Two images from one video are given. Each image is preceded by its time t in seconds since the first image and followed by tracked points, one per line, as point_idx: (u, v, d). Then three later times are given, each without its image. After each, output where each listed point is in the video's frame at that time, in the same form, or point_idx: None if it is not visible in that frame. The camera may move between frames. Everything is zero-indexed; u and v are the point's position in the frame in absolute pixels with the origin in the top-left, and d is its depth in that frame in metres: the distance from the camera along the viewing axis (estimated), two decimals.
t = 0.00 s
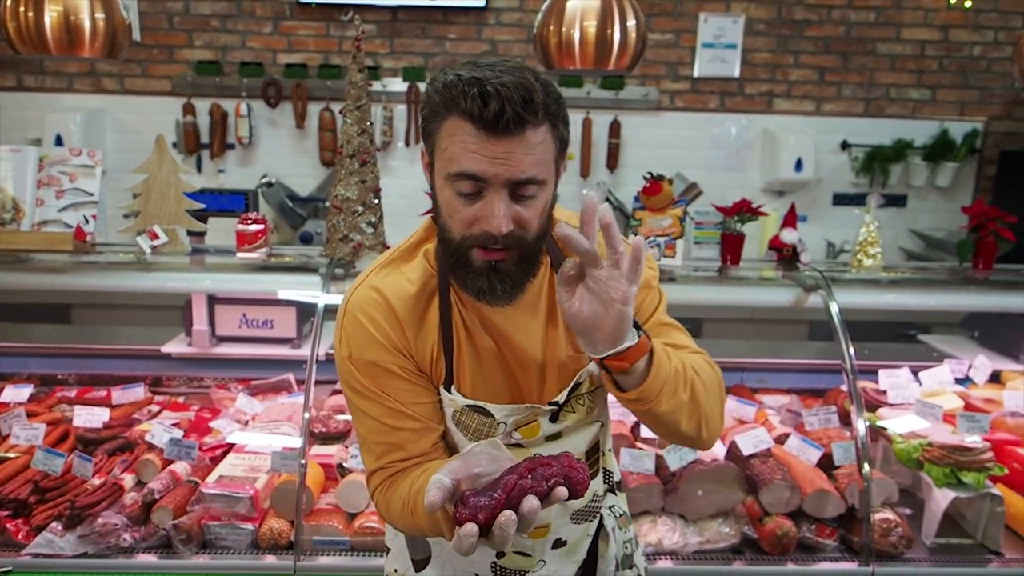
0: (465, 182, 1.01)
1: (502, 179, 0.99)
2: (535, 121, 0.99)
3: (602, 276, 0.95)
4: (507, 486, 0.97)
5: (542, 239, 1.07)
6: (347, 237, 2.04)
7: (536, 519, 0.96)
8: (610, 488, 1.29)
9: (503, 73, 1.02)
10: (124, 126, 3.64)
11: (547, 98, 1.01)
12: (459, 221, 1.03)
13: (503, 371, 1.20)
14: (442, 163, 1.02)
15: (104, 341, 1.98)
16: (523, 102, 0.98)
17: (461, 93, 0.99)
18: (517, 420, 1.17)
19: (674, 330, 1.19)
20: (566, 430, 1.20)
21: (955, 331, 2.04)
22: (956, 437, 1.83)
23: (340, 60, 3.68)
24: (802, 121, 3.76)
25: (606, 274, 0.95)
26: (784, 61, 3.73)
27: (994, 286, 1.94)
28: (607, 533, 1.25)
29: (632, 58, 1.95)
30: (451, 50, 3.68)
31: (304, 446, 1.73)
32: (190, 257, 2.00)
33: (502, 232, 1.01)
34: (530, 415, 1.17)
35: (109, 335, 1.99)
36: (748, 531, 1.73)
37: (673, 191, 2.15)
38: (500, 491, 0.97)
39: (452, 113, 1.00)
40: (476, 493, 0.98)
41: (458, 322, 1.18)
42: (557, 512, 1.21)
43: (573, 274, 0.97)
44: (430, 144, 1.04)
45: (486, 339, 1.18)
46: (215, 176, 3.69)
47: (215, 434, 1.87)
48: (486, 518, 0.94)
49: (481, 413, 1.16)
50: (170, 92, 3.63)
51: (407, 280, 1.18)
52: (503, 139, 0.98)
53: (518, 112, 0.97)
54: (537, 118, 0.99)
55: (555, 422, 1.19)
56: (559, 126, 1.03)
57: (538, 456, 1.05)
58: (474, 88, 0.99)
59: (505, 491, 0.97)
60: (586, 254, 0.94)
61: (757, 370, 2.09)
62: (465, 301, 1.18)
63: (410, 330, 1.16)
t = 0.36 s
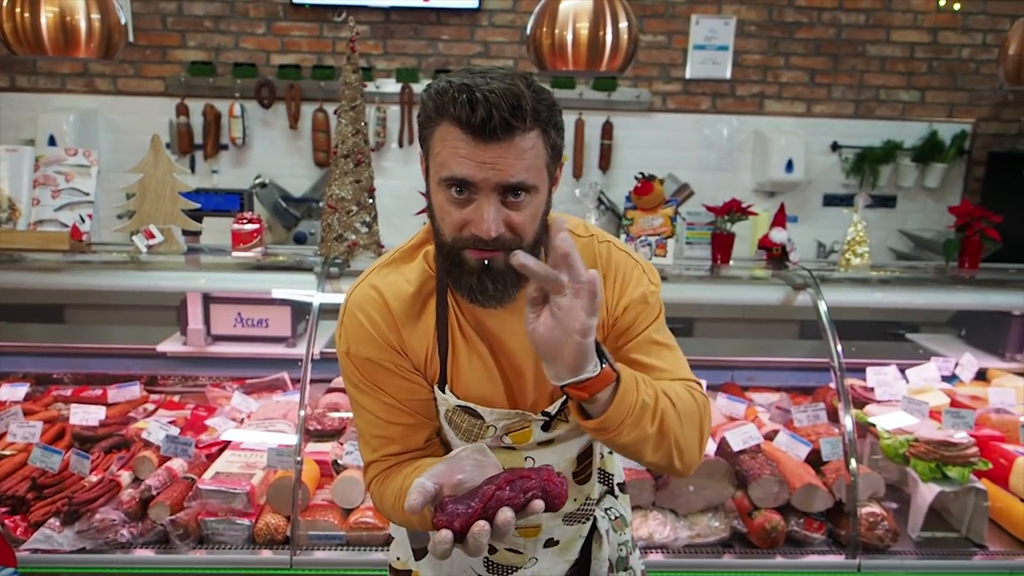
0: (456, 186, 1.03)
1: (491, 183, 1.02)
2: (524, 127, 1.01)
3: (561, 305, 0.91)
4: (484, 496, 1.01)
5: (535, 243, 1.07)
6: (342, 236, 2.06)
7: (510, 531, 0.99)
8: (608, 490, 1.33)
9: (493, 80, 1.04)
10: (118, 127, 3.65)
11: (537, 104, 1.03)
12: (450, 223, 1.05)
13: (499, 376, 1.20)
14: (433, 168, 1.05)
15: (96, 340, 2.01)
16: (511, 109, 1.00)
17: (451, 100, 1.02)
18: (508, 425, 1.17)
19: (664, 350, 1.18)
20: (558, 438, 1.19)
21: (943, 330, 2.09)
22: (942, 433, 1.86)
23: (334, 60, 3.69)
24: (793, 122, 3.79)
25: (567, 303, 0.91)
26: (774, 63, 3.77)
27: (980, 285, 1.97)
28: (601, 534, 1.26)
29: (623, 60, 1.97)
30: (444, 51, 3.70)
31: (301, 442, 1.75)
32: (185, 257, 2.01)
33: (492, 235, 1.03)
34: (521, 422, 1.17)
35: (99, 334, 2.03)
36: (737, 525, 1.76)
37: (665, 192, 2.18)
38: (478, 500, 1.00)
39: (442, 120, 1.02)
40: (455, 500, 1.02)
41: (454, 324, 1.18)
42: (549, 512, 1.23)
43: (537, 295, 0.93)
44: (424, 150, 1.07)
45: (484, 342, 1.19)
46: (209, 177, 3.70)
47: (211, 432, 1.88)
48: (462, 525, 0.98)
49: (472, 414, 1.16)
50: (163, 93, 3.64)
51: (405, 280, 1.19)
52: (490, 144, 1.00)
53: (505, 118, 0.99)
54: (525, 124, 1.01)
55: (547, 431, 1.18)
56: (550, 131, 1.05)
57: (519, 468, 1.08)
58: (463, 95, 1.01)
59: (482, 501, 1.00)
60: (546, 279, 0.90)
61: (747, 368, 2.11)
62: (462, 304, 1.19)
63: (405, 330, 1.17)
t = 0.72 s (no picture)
0: (450, 187, 1.05)
1: (484, 184, 1.03)
2: (515, 128, 1.01)
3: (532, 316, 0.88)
4: (451, 496, 1.02)
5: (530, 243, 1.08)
6: (336, 231, 2.06)
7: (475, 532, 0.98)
8: (610, 488, 1.33)
9: (486, 82, 1.05)
10: (109, 123, 3.63)
11: (528, 105, 1.03)
12: (446, 224, 1.07)
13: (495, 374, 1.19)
14: (428, 170, 1.06)
15: (89, 336, 2.03)
16: (502, 111, 1.00)
17: (443, 102, 1.02)
18: (501, 423, 1.16)
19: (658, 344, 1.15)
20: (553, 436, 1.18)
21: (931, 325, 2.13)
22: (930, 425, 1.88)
23: (327, 57, 3.69)
24: (784, 119, 3.81)
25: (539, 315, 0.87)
26: (766, 60, 3.79)
27: (968, 281, 1.99)
28: (599, 532, 1.26)
29: (616, 57, 1.98)
30: (437, 48, 3.70)
31: (294, 437, 1.76)
32: (178, 252, 2.01)
33: (485, 236, 1.04)
34: (515, 420, 1.16)
35: (93, 330, 2.05)
36: (728, 518, 1.78)
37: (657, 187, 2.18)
38: (444, 499, 1.02)
39: (435, 123, 1.03)
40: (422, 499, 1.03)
41: (450, 321, 1.19)
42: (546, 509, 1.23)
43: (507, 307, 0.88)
44: (419, 151, 1.08)
45: (479, 336, 1.19)
46: (202, 173, 3.69)
47: (204, 427, 1.89)
48: (426, 523, 0.99)
49: (466, 412, 1.16)
50: (155, 89, 3.63)
51: (404, 277, 1.21)
52: (482, 146, 1.01)
53: (496, 120, 1.00)
54: (517, 125, 1.01)
55: (541, 429, 1.17)
56: (544, 132, 1.05)
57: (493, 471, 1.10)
58: (455, 97, 1.02)
59: (448, 500, 1.01)
60: (514, 295, 0.85)
61: (738, 363, 2.15)
62: (458, 301, 1.19)
63: (401, 327, 1.19)
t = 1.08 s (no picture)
0: (455, 185, 1.05)
1: (490, 182, 1.04)
2: (523, 128, 1.02)
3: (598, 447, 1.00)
4: (459, 487, 1.01)
5: (527, 240, 1.11)
6: (333, 236, 2.08)
7: (478, 524, 0.99)
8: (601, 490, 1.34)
9: (492, 80, 1.05)
10: (106, 128, 3.63)
11: (535, 105, 1.04)
12: (449, 220, 1.07)
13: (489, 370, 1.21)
14: (433, 166, 1.06)
15: (83, 341, 2.02)
16: (510, 110, 1.01)
17: (451, 100, 1.03)
18: (498, 416, 1.19)
19: (663, 356, 1.22)
20: (547, 431, 1.21)
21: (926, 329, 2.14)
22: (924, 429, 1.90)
23: (323, 62, 3.70)
24: (778, 125, 3.84)
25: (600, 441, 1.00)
26: (760, 66, 3.81)
27: (961, 285, 2.01)
28: (592, 533, 1.28)
29: (611, 64, 2.00)
30: (433, 54, 3.72)
31: (291, 442, 1.76)
32: (175, 257, 2.01)
33: (488, 233, 1.06)
34: (511, 413, 1.19)
35: (87, 335, 2.03)
36: (724, 522, 1.79)
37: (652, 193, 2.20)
38: (451, 489, 1.01)
39: (443, 120, 1.03)
40: (429, 488, 1.02)
41: (446, 316, 1.20)
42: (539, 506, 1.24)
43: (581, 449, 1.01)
44: (424, 147, 1.08)
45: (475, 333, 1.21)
46: (199, 178, 3.70)
47: (201, 432, 1.89)
48: (433, 511, 0.98)
49: (461, 403, 1.18)
50: (152, 94, 3.63)
51: (400, 272, 1.20)
52: (489, 145, 1.02)
53: (504, 119, 1.01)
54: (524, 126, 1.03)
55: (535, 423, 1.20)
56: (548, 132, 1.06)
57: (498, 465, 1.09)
58: (464, 95, 1.02)
59: (455, 490, 1.01)
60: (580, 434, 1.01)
61: (733, 367, 2.15)
62: (455, 296, 1.21)
63: (398, 321, 1.19)
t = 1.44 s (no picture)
0: (463, 150, 1.06)
1: (500, 147, 1.04)
2: (530, 94, 1.04)
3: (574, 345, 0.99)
4: (463, 448, 1.00)
5: (532, 207, 1.11)
6: (324, 238, 2.10)
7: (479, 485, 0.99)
8: (576, 474, 1.29)
9: (501, 51, 1.07)
10: (97, 131, 3.63)
11: (542, 75, 1.07)
12: (457, 185, 1.07)
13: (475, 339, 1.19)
14: (441, 133, 1.07)
15: (76, 343, 2.05)
16: (520, 77, 1.03)
17: (463, 67, 1.04)
18: (481, 380, 1.16)
19: (640, 337, 1.25)
20: (528, 401, 1.18)
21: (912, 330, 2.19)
22: (908, 428, 1.92)
23: (315, 66, 3.71)
24: (767, 128, 3.87)
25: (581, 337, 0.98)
26: (748, 70, 3.84)
27: (945, 286, 2.04)
28: (565, 514, 1.24)
29: (599, 68, 2.02)
30: (424, 58, 3.73)
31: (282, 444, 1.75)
32: (166, 260, 2.01)
33: (497, 196, 1.06)
34: (494, 379, 1.16)
35: (79, 338, 2.06)
36: (712, 520, 1.80)
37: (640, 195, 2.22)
38: (456, 450, 1.00)
39: (453, 86, 1.04)
40: (433, 447, 1.00)
41: (435, 285, 1.19)
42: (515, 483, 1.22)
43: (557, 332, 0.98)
44: (431, 115, 1.08)
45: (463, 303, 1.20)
46: (189, 181, 3.69)
47: (192, 434, 1.89)
48: (439, 469, 0.98)
49: (445, 368, 1.15)
50: (143, 97, 3.63)
51: (393, 240, 1.21)
52: (499, 109, 1.03)
53: (514, 85, 1.03)
54: (532, 92, 1.05)
55: (518, 391, 1.17)
56: (553, 101, 1.09)
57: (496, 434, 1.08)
58: (475, 62, 1.04)
59: (460, 452, 1.00)
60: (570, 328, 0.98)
61: (722, 368, 2.16)
62: (445, 266, 1.21)
63: (387, 289, 1.18)
